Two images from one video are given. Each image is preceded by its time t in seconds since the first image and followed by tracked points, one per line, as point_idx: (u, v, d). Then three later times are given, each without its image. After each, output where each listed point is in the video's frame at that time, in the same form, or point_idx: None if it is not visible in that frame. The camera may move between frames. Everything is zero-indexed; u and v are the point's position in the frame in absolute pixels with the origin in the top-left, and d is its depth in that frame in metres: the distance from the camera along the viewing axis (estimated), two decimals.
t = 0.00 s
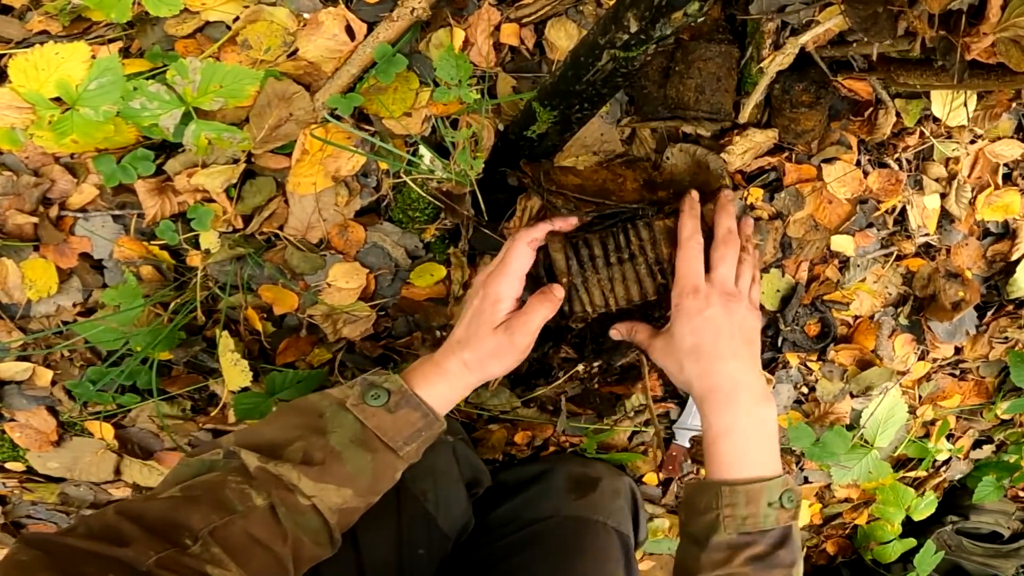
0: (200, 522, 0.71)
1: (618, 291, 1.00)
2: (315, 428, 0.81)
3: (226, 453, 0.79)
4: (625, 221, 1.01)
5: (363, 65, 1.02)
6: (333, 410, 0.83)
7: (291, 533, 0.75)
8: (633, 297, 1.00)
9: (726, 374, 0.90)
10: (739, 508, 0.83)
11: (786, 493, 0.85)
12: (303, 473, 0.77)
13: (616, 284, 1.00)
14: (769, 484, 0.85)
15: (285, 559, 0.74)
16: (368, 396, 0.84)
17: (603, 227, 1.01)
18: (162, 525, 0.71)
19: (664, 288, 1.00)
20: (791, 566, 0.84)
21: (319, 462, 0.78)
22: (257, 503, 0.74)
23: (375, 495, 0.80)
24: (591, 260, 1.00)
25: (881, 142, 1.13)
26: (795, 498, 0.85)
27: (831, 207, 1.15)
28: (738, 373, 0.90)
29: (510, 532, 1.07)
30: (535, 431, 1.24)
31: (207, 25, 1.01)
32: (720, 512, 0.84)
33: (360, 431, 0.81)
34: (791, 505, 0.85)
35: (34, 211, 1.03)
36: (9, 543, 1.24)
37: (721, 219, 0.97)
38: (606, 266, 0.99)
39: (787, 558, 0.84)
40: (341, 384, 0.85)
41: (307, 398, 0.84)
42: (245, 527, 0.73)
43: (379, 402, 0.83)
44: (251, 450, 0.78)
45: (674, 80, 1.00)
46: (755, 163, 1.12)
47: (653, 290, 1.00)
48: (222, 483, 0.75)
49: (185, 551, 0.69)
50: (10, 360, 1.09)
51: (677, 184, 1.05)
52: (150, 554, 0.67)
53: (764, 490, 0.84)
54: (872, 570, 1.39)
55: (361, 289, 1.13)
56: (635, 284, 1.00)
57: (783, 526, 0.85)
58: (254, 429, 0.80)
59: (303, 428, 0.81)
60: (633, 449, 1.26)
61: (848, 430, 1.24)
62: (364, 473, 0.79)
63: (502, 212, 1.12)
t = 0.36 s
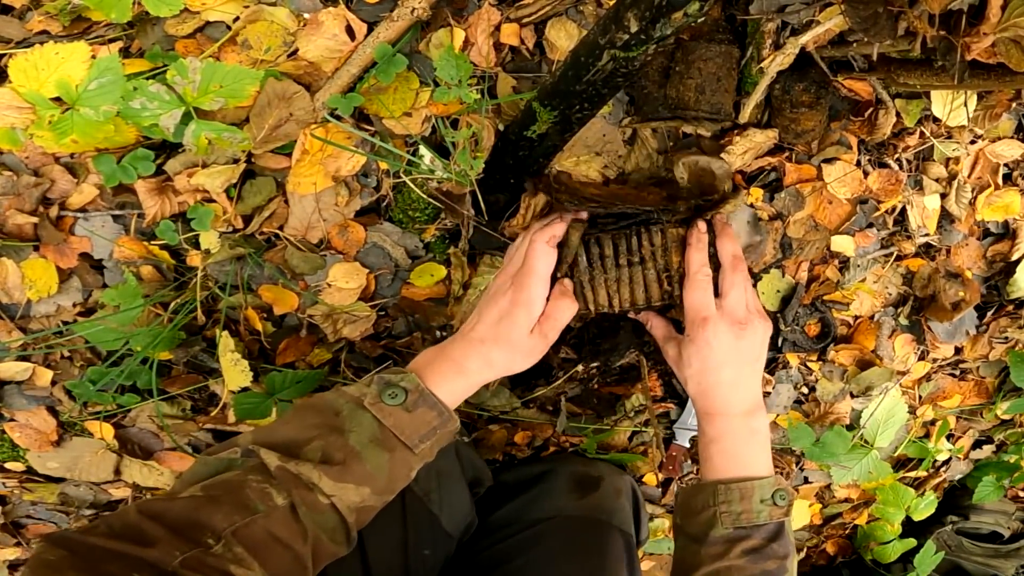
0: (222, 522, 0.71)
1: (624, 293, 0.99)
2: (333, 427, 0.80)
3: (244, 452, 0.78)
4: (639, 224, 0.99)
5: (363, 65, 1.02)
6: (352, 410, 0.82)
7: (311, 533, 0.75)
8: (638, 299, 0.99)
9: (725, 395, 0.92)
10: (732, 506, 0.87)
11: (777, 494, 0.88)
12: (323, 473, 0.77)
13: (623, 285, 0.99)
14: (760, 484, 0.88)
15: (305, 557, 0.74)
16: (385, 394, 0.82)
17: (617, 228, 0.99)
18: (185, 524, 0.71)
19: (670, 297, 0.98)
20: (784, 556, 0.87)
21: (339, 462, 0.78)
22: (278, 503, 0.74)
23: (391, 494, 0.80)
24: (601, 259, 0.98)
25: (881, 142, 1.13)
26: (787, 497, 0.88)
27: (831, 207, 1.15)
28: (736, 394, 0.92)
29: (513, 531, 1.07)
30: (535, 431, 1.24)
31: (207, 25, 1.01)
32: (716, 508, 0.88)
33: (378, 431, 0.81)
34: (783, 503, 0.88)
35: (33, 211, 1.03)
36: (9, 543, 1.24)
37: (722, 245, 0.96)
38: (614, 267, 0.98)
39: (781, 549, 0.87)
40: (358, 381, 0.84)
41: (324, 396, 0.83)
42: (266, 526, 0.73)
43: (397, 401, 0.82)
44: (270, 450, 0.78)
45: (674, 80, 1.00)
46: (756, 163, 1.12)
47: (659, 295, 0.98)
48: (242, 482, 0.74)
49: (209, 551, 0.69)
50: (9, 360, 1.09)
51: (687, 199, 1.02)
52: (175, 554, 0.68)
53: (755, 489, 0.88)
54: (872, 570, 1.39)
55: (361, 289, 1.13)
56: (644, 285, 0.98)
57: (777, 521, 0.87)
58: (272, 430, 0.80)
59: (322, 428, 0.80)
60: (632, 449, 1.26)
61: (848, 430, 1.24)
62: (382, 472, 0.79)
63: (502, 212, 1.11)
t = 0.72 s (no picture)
0: (222, 514, 0.71)
1: (629, 298, 0.98)
2: (329, 414, 0.81)
3: (239, 444, 0.78)
4: (647, 230, 0.98)
5: (363, 65, 1.02)
6: (348, 397, 0.82)
7: (310, 522, 0.75)
8: (643, 305, 0.98)
9: (729, 406, 0.92)
10: (733, 522, 0.88)
11: (778, 506, 0.90)
12: (321, 460, 0.77)
13: (628, 289, 0.98)
14: (763, 499, 0.89)
15: (305, 547, 0.74)
16: (382, 379, 0.83)
17: (626, 232, 0.99)
18: (185, 518, 0.71)
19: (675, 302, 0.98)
20: (784, 570, 0.89)
21: (337, 447, 0.78)
22: (276, 493, 0.74)
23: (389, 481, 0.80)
24: (607, 262, 0.97)
25: (881, 142, 1.14)
26: (787, 509, 0.90)
27: (831, 207, 1.15)
28: (740, 405, 0.92)
29: (514, 533, 1.06)
30: (535, 431, 1.24)
31: (207, 25, 1.01)
32: (719, 523, 0.88)
33: (375, 416, 0.81)
34: (784, 515, 0.90)
35: (34, 211, 1.03)
36: (9, 543, 1.24)
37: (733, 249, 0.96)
38: (620, 271, 0.97)
39: (781, 563, 0.89)
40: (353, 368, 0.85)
41: (318, 385, 0.83)
42: (266, 517, 0.73)
43: (394, 386, 0.83)
44: (266, 440, 0.78)
45: (674, 80, 1.00)
46: (756, 163, 1.12)
47: (664, 300, 0.98)
48: (240, 473, 0.74)
49: (210, 543, 0.69)
50: (9, 360, 1.09)
51: (695, 206, 1.03)
52: (176, 548, 0.68)
53: (758, 503, 0.89)
54: (872, 570, 1.39)
55: (361, 289, 1.13)
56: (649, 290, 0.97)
57: (777, 533, 0.89)
58: (268, 420, 0.80)
59: (318, 416, 0.80)
60: (632, 449, 1.26)
61: (848, 430, 1.24)
62: (379, 458, 0.80)
63: (502, 212, 1.11)
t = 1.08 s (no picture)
0: (248, 504, 0.70)
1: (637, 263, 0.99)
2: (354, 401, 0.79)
3: (264, 431, 0.77)
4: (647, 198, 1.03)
5: (363, 65, 1.02)
6: (375, 383, 0.80)
7: (335, 511, 0.73)
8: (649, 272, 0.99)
9: (707, 404, 0.94)
10: (721, 508, 0.88)
11: (764, 493, 0.90)
12: (348, 448, 0.75)
13: (635, 254, 0.99)
14: (749, 485, 0.89)
15: (330, 537, 0.72)
16: (408, 365, 0.81)
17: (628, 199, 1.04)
18: (211, 506, 0.70)
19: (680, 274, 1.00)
20: (773, 555, 0.88)
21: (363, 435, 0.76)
22: (301, 482, 0.73)
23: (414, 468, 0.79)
24: (613, 229, 1.00)
25: (881, 142, 1.14)
26: (773, 497, 0.90)
27: (831, 207, 1.15)
28: (718, 402, 0.94)
29: (517, 532, 1.06)
30: (535, 431, 1.24)
31: (207, 25, 1.01)
32: (708, 509, 0.89)
33: (401, 403, 0.79)
34: (770, 503, 0.90)
35: (33, 211, 1.03)
36: (9, 542, 1.24)
37: (693, 271, 0.96)
38: (626, 237, 1.00)
39: (770, 547, 0.88)
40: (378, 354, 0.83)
41: (344, 374, 0.82)
42: (292, 507, 0.71)
43: (419, 371, 0.81)
44: (291, 427, 0.77)
45: (674, 80, 1.00)
46: (756, 163, 1.12)
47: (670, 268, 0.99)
48: (265, 461, 0.73)
49: (236, 533, 0.68)
50: (9, 360, 1.09)
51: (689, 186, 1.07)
52: (203, 538, 0.67)
53: (744, 490, 0.89)
54: (872, 570, 1.39)
55: (361, 289, 1.13)
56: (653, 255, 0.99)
57: (765, 520, 0.89)
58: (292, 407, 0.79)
59: (343, 404, 0.79)
60: (632, 449, 1.26)
61: (847, 430, 1.24)
62: (406, 446, 0.78)
63: (501, 212, 1.11)
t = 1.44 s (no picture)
0: (252, 507, 0.70)
1: (638, 270, 0.99)
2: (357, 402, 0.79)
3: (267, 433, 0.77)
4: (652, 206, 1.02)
5: (363, 65, 1.02)
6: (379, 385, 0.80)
7: (339, 513, 0.73)
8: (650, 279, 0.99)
9: (697, 403, 0.95)
10: (710, 499, 0.89)
11: (752, 485, 0.90)
12: (352, 450, 0.76)
13: (637, 262, 0.99)
14: (737, 477, 0.90)
15: (333, 539, 0.73)
16: (411, 366, 0.82)
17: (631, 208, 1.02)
18: (214, 510, 0.69)
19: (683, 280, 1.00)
20: (762, 545, 0.89)
21: (366, 437, 0.77)
22: (305, 484, 0.72)
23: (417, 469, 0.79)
24: (615, 236, 0.99)
25: (881, 142, 1.14)
26: (761, 488, 0.90)
27: (831, 207, 1.15)
28: (708, 401, 0.94)
29: (517, 532, 1.06)
30: (535, 431, 1.24)
31: (207, 25, 1.01)
32: (697, 501, 0.89)
33: (404, 404, 0.79)
34: (758, 494, 0.90)
35: (33, 211, 1.03)
36: (9, 542, 1.24)
37: (694, 291, 0.95)
38: (628, 245, 0.99)
39: (758, 537, 0.89)
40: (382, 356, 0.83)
41: (347, 374, 0.82)
42: (296, 510, 0.71)
43: (423, 373, 0.82)
44: (294, 429, 0.76)
45: (674, 80, 1.00)
46: (755, 163, 1.12)
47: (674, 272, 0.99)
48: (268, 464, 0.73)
49: (240, 537, 0.68)
50: (9, 360, 1.09)
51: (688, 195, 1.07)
52: (207, 542, 0.67)
53: (732, 481, 0.90)
54: (872, 570, 1.39)
55: (361, 289, 1.13)
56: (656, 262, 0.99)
57: (753, 511, 0.89)
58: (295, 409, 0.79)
59: (346, 405, 0.79)
60: (632, 449, 1.26)
61: (847, 430, 1.24)
62: (408, 447, 0.78)
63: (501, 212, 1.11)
